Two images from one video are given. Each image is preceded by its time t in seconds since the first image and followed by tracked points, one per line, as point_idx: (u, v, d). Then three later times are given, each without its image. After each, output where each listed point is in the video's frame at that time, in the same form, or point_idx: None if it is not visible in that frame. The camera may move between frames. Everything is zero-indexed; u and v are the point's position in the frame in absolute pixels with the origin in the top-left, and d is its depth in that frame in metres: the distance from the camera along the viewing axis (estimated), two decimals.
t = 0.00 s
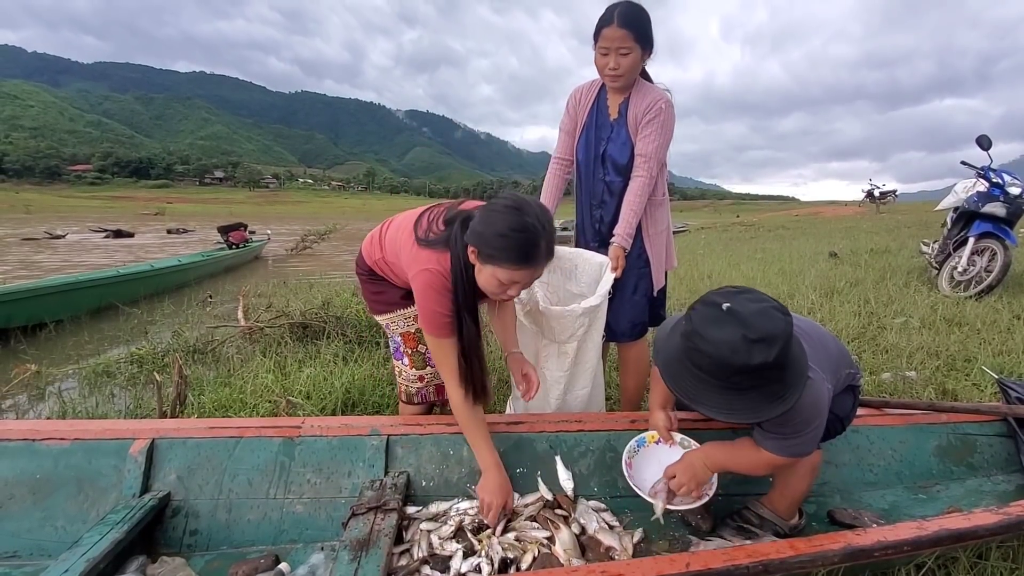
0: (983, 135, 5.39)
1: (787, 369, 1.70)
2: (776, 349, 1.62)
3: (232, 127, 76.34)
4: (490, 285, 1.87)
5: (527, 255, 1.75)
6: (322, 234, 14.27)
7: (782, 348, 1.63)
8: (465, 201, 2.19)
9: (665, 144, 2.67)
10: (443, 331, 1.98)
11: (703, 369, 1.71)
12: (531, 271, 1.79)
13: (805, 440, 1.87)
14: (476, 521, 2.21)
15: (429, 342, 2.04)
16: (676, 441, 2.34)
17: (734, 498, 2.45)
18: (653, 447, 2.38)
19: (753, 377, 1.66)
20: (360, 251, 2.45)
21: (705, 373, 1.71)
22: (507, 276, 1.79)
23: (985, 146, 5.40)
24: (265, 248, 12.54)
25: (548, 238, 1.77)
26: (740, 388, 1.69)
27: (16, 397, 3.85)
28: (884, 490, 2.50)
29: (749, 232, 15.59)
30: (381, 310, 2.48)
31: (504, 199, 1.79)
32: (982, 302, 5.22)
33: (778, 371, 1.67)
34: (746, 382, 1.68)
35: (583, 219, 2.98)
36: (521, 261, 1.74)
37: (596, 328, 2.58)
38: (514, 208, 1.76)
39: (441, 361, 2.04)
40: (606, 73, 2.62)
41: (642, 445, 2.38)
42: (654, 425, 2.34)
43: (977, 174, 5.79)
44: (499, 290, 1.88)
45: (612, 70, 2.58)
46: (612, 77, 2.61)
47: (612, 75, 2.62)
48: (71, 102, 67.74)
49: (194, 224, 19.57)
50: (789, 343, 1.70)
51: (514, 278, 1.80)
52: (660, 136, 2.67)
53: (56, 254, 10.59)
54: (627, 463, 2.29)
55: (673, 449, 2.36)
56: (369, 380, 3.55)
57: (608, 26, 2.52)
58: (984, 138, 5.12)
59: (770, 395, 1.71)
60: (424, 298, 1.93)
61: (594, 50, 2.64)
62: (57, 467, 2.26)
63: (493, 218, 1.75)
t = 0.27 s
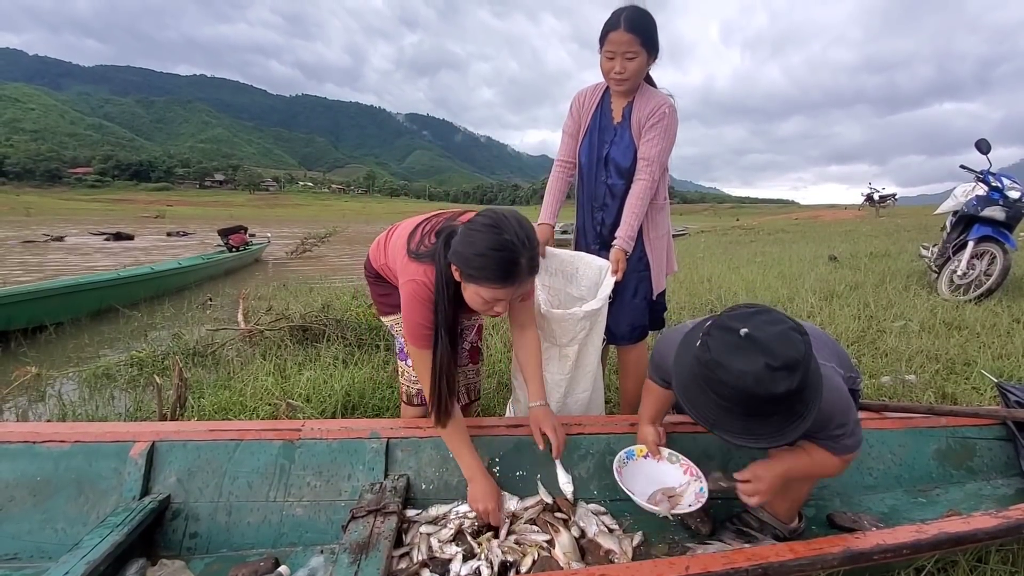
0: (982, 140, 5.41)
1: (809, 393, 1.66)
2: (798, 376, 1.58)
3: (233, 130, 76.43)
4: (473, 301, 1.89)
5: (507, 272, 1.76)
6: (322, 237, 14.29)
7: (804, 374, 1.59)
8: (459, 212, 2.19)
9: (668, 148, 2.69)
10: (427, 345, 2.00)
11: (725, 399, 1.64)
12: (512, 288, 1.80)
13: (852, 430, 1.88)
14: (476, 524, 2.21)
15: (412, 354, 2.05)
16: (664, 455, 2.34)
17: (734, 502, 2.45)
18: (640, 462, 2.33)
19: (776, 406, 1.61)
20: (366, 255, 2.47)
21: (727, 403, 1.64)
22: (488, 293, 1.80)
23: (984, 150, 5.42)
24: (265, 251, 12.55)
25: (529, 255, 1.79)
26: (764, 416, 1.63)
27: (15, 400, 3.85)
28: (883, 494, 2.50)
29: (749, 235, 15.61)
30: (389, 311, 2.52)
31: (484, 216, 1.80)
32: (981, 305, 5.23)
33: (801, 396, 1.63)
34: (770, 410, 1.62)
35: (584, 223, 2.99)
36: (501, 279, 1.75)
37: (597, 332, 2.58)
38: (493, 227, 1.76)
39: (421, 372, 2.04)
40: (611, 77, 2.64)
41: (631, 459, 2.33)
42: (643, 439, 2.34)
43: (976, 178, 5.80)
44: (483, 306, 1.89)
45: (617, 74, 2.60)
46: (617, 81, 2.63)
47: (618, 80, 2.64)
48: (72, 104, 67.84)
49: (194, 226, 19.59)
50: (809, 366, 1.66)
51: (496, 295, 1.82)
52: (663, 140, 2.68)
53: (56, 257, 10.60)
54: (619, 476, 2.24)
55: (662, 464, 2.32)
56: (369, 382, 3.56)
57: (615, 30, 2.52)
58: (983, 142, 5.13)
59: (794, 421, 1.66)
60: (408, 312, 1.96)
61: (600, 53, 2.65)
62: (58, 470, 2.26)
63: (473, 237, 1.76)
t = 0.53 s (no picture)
0: (982, 143, 5.42)
1: (822, 410, 1.66)
2: (818, 395, 1.57)
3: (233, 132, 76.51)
4: (468, 312, 1.88)
5: (502, 286, 1.75)
6: (322, 239, 14.30)
7: (821, 392, 1.59)
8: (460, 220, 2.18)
9: (671, 150, 2.70)
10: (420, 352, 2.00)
11: (742, 415, 1.61)
12: (507, 301, 1.79)
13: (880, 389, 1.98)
14: (476, 526, 2.21)
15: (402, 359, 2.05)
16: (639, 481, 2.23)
17: (734, 504, 2.45)
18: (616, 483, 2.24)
19: (794, 424, 1.60)
20: (368, 257, 2.47)
21: (743, 418, 1.61)
22: (482, 306, 1.79)
23: (983, 153, 5.43)
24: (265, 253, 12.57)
25: (524, 267, 1.78)
26: (780, 433, 1.62)
27: (15, 400, 3.85)
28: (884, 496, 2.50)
29: (748, 238, 15.62)
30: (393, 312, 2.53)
31: (479, 229, 1.80)
32: (981, 308, 5.23)
33: (817, 413, 1.62)
34: (787, 427, 1.60)
35: (585, 223, 2.99)
36: (494, 292, 1.74)
37: (598, 333, 2.58)
38: (488, 239, 1.76)
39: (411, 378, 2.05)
40: (617, 78, 2.64)
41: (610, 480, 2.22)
42: (626, 461, 2.20)
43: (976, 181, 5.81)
44: (478, 318, 1.89)
45: (623, 75, 2.60)
46: (623, 83, 2.64)
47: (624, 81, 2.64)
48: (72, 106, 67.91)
49: (194, 228, 19.60)
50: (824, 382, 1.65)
51: (491, 308, 1.81)
52: (667, 142, 2.69)
53: (56, 258, 10.60)
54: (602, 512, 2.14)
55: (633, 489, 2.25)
56: (369, 384, 3.56)
57: (623, 31, 2.53)
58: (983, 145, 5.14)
59: (806, 437, 1.66)
60: (404, 320, 1.95)
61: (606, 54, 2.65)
62: (57, 471, 2.26)
63: (469, 249, 1.76)
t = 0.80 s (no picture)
0: (982, 144, 5.41)
1: (836, 414, 1.64)
2: (835, 398, 1.55)
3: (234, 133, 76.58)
4: (468, 322, 1.88)
5: (501, 296, 1.74)
6: (322, 240, 14.31)
7: (838, 396, 1.57)
8: (461, 227, 2.17)
9: (674, 151, 2.70)
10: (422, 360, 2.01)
11: (757, 416, 1.60)
12: (506, 311, 1.79)
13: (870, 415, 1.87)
14: (477, 526, 2.20)
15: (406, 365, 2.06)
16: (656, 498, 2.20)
17: (736, 504, 2.44)
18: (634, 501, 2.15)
19: (809, 426, 1.58)
20: (368, 259, 2.47)
21: (758, 419, 1.60)
22: (481, 316, 1.79)
23: (984, 154, 5.42)
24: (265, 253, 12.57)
25: (523, 278, 1.77)
26: (795, 435, 1.60)
27: (15, 400, 3.85)
28: (885, 497, 2.50)
29: (748, 239, 15.59)
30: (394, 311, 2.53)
31: (479, 239, 1.79)
32: (982, 309, 5.22)
33: (831, 416, 1.61)
34: (802, 430, 1.59)
35: (586, 223, 2.99)
36: (494, 303, 1.74)
37: (600, 333, 2.58)
38: (487, 250, 1.75)
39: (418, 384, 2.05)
40: (621, 78, 2.64)
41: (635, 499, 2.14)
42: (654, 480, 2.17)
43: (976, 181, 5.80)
44: (478, 327, 1.88)
45: (628, 75, 2.60)
46: (626, 83, 2.63)
47: (628, 82, 2.64)
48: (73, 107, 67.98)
49: (195, 228, 19.62)
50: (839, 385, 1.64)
51: (490, 318, 1.80)
52: (670, 143, 2.69)
53: (56, 258, 10.61)
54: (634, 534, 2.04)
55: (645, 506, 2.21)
56: (369, 384, 3.55)
57: (627, 32, 2.53)
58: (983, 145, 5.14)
59: (820, 439, 1.65)
60: (403, 326, 1.95)
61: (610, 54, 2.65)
62: (57, 471, 2.25)
63: (469, 260, 1.75)
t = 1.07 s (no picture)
0: (983, 142, 5.40)
1: (843, 411, 1.63)
2: (843, 394, 1.54)
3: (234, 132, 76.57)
4: (467, 322, 1.86)
5: (501, 297, 1.73)
6: (322, 238, 14.31)
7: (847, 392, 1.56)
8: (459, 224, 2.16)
9: (674, 147, 2.69)
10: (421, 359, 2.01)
11: (765, 413, 1.58)
12: (506, 312, 1.78)
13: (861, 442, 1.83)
14: (477, 524, 2.19)
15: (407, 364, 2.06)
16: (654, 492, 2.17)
17: (736, 502, 2.43)
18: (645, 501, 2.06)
19: (818, 424, 1.57)
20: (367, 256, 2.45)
21: (766, 418, 1.59)
22: (481, 317, 1.78)
23: (985, 153, 5.41)
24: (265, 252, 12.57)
25: (523, 278, 1.77)
26: (802, 433, 1.59)
27: (14, 398, 3.84)
28: (887, 495, 2.49)
29: (749, 238, 15.58)
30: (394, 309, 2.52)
31: (478, 239, 1.78)
32: (983, 308, 5.21)
33: (839, 414, 1.60)
34: (810, 427, 1.58)
35: (586, 220, 2.97)
36: (494, 304, 1.73)
37: (600, 331, 2.57)
38: (486, 250, 1.74)
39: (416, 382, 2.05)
40: (621, 75, 2.63)
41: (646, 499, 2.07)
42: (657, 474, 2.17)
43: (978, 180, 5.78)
44: (477, 328, 1.87)
45: (628, 72, 2.59)
46: (626, 80, 2.62)
47: (628, 78, 2.63)
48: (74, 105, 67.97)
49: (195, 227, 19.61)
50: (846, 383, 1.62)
51: (490, 319, 1.79)
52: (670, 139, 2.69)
53: (57, 257, 10.60)
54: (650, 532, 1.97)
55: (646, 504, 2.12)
56: (369, 381, 3.54)
57: (627, 28, 2.52)
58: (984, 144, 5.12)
59: (828, 437, 1.63)
60: (402, 326, 1.94)
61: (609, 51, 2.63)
62: (56, 468, 2.24)
63: (467, 260, 1.73)
